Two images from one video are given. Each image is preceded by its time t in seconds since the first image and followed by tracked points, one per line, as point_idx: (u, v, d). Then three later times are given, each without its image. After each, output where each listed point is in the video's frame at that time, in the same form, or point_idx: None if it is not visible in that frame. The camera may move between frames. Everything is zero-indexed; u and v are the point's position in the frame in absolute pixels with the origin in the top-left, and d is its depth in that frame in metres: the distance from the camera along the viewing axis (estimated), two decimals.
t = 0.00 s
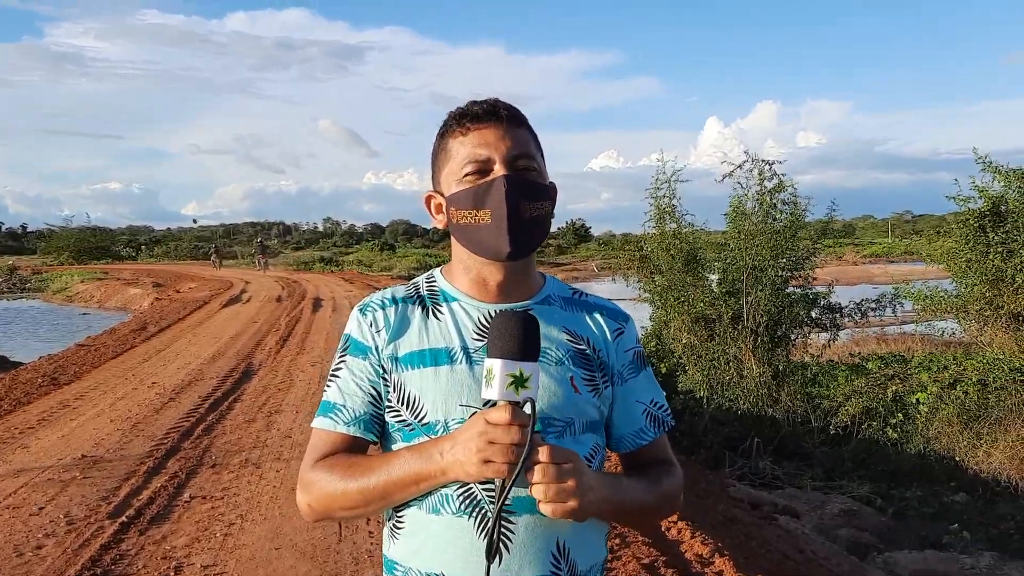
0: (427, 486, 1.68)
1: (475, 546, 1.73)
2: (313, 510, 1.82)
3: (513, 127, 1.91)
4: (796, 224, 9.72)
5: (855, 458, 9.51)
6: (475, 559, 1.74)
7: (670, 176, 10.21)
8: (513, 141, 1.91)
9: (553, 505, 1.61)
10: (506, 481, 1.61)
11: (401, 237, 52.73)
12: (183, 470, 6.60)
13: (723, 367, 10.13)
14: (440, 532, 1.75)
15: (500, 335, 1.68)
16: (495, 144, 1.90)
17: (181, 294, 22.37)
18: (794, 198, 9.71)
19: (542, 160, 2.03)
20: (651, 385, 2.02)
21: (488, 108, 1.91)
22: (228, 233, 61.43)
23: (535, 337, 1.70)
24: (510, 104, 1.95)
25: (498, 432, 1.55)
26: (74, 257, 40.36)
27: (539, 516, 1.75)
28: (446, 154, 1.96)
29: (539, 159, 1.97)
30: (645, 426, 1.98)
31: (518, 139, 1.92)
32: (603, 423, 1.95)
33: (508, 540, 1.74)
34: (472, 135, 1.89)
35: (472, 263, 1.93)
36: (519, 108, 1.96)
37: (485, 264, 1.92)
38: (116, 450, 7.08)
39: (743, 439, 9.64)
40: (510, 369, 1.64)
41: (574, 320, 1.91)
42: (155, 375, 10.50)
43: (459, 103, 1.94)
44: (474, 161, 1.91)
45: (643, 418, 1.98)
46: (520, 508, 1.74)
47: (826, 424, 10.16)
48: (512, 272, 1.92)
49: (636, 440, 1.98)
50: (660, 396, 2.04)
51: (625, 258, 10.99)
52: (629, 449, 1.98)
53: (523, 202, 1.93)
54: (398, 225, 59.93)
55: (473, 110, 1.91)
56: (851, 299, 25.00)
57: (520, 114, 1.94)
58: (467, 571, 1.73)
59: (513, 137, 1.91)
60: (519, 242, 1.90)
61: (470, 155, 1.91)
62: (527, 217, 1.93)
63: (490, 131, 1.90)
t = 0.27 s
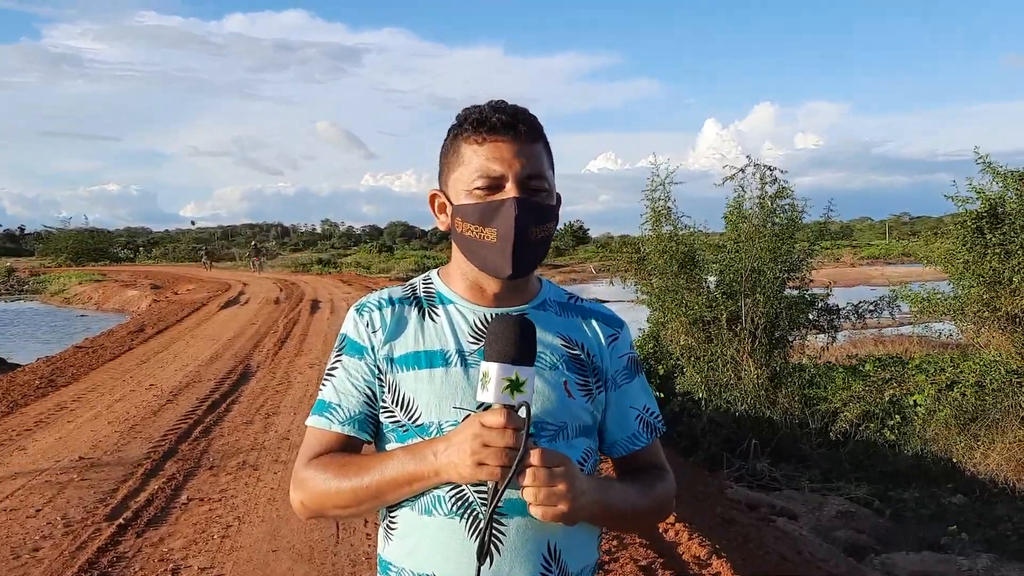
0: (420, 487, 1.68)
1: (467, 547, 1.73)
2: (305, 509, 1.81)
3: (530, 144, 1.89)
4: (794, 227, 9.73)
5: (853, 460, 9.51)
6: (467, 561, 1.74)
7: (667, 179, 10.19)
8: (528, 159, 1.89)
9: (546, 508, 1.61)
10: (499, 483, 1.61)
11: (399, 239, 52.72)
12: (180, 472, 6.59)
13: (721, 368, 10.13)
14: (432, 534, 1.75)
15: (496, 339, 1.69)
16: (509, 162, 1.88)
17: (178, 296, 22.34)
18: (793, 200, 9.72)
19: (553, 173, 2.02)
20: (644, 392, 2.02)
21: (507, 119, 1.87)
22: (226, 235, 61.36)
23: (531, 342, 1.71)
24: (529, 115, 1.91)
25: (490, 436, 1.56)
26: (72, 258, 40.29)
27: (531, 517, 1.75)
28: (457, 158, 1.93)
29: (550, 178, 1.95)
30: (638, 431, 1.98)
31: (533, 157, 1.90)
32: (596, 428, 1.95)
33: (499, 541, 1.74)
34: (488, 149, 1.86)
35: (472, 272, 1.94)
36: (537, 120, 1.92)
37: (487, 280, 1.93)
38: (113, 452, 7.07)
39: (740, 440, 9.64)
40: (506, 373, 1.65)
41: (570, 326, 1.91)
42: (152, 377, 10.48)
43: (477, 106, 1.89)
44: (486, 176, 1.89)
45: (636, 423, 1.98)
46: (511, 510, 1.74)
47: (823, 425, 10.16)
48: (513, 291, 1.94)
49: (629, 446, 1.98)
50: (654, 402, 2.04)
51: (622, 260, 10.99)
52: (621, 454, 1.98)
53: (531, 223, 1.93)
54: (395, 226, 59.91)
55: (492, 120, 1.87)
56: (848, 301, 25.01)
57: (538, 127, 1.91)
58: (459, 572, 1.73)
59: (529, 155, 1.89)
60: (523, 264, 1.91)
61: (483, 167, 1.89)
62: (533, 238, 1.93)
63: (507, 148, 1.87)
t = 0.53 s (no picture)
0: (418, 490, 1.68)
1: (465, 550, 1.73)
2: (306, 505, 1.82)
3: (538, 160, 1.85)
4: (792, 228, 9.73)
5: (851, 461, 9.52)
6: (465, 564, 1.74)
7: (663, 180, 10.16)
8: (534, 174, 1.86)
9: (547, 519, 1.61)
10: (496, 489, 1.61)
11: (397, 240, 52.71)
12: (178, 473, 6.58)
13: (719, 369, 10.15)
14: (430, 535, 1.75)
15: (494, 348, 1.68)
16: (515, 177, 1.85)
17: (176, 297, 22.32)
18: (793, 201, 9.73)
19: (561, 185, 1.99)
20: (644, 397, 2.02)
21: (515, 132, 1.83)
22: (224, 236, 61.30)
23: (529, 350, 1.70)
24: (538, 127, 1.87)
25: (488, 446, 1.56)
26: (69, 259, 40.25)
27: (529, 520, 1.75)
28: (464, 168, 1.90)
29: (557, 193, 1.93)
30: (638, 436, 1.98)
31: (540, 173, 1.87)
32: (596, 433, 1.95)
33: (497, 544, 1.74)
34: (495, 164, 1.83)
35: (474, 280, 1.95)
36: (547, 131, 1.88)
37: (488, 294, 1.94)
38: (111, 453, 7.06)
39: (739, 441, 9.65)
40: (503, 382, 1.65)
41: (573, 332, 1.91)
42: (150, 378, 10.47)
43: (486, 116, 1.86)
44: (491, 190, 1.87)
45: (636, 428, 1.98)
46: (510, 513, 1.74)
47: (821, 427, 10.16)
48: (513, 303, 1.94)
49: (628, 450, 1.98)
50: (654, 407, 2.04)
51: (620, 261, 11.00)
52: (620, 458, 1.98)
53: (535, 240, 1.92)
54: (393, 227, 59.91)
55: (500, 132, 1.83)
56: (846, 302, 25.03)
57: (547, 140, 1.87)
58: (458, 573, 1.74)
59: (536, 171, 1.86)
60: (523, 282, 1.91)
61: (488, 181, 1.87)
62: (536, 255, 1.93)
63: (513, 163, 1.84)
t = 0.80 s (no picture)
0: (420, 491, 1.68)
1: (467, 551, 1.73)
2: (312, 507, 1.83)
3: (527, 149, 1.87)
4: (790, 227, 9.76)
5: (848, 460, 9.54)
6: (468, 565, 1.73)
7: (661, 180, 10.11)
8: (525, 163, 1.88)
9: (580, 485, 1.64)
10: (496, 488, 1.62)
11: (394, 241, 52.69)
12: (176, 473, 6.57)
13: (717, 369, 10.17)
14: (433, 535, 1.75)
15: (490, 349, 1.68)
16: (506, 166, 1.87)
17: (173, 297, 22.30)
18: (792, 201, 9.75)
19: (554, 173, 2.00)
20: (646, 390, 2.02)
21: (503, 122, 1.86)
22: (220, 236, 61.22)
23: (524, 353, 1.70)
24: (527, 117, 1.89)
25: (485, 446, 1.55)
26: (65, 259, 40.19)
27: (532, 520, 1.75)
28: (457, 161, 1.94)
29: (549, 180, 1.94)
30: (642, 430, 1.97)
31: (531, 161, 1.89)
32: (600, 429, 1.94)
33: (500, 544, 1.74)
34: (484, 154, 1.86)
35: (473, 274, 1.97)
36: (536, 121, 1.90)
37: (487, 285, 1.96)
38: (108, 454, 7.04)
39: (736, 441, 9.66)
40: (500, 383, 1.64)
41: (573, 327, 1.91)
42: (147, 378, 10.45)
43: (475, 109, 1.89)
44: (483, 181, 1.90)
45: (640, 422, 1.97)
46: (513, 512, 1.75)
47: (819, 426, 10.17)
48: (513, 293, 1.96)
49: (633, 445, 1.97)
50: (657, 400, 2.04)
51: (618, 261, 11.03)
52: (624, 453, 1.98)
53: (529, 227, 1.95)
54: (390, 227, 59.87)
55: (488, 123, 1.86)
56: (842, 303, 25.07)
57: (536, 130, 1.89)
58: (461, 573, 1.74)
59: (526, 159, 1.88)
60: (520, 270, 1.93)
61: (480, 172, 1.89)
62: (531, 242, 1.95)
63: (503, 153, 1.86)
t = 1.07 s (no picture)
0: (419, 493, 1.67)
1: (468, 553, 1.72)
2: (313, 519, 1.82)
3: (514, 141, 1.88)
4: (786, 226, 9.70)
5: (844, 460, 9.55)
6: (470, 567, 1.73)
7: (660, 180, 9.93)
8: (512, 155, 1.88)
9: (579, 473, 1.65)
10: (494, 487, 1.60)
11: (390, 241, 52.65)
12: (172, 474, 6.56)
13: (713, 370, 10.19)
14: (434, 537, 1.75)
15: (483, 344, 1.71)
16: (493, 159, 1.87)
17: (169, 298, 22.24)
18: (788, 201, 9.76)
19: (543, 170, 2.00)
20: (646, 385, 1.99)
21: (487, 118, 1.88)
22: (216, 236, 61.08)
23: (517, 347, 1.72)
24: (511, 112, 1.90)
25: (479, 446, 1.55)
26: (60, 259, 40.09)
27: (534, 520, 1.75)
28: (444, 161, 1.94)
29: (537, 173, 1.93)
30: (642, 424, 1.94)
31: (518, 154, 1.89)
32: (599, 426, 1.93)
33: (501, 545, 1.74)
34: (470, 148, 1.86)
35: (467, 271, 1.95)
36: (520, 117, 1.91)
37: (481, 279, 1.94)
38: (103, 455, 7.02)
39: (732, 441, 9.67)
40: (491, 376, 1.66)
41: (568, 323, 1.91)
42: (143, 379, 10.43)
43: (459, 109, 1.91)
44: (471, 175, 1.89)
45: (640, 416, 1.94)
46: (514, 513, 1.75)
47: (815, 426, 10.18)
48: (506, 288, 1.94)
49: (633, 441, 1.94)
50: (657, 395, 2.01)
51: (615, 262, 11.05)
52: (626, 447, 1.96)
53: (520, 220, 1.93)
54: (386, 228, 59.81)
55: (472, 119, 1.88)
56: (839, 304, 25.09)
57: (521, 124, 1.90)
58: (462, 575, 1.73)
59: (512, 151, 1.88)
60: (511, 261, 1.90)
61: (467, 168, 1.89)
62: (523, 235, 1.93)
63: (489, 146, 1.87)
